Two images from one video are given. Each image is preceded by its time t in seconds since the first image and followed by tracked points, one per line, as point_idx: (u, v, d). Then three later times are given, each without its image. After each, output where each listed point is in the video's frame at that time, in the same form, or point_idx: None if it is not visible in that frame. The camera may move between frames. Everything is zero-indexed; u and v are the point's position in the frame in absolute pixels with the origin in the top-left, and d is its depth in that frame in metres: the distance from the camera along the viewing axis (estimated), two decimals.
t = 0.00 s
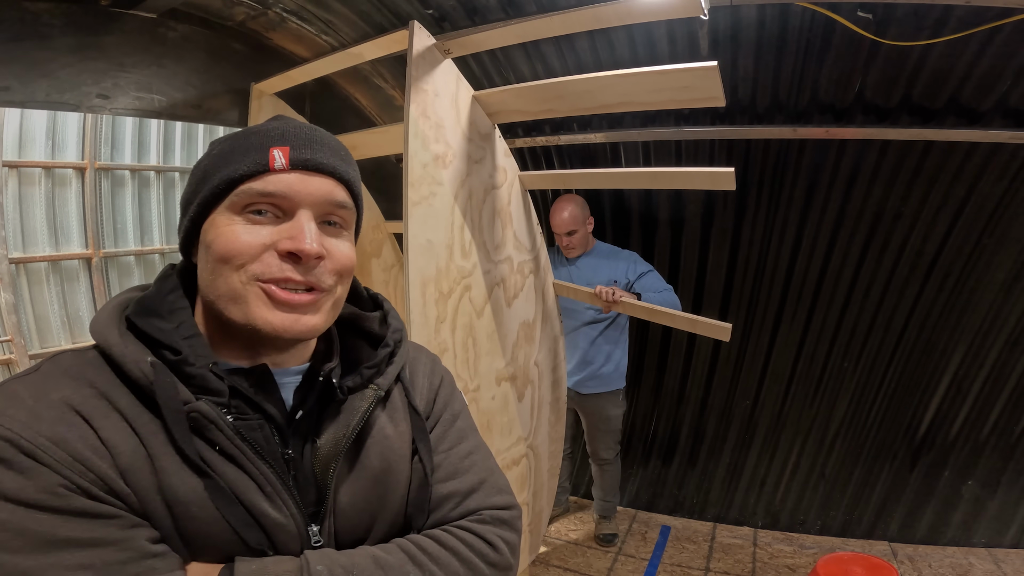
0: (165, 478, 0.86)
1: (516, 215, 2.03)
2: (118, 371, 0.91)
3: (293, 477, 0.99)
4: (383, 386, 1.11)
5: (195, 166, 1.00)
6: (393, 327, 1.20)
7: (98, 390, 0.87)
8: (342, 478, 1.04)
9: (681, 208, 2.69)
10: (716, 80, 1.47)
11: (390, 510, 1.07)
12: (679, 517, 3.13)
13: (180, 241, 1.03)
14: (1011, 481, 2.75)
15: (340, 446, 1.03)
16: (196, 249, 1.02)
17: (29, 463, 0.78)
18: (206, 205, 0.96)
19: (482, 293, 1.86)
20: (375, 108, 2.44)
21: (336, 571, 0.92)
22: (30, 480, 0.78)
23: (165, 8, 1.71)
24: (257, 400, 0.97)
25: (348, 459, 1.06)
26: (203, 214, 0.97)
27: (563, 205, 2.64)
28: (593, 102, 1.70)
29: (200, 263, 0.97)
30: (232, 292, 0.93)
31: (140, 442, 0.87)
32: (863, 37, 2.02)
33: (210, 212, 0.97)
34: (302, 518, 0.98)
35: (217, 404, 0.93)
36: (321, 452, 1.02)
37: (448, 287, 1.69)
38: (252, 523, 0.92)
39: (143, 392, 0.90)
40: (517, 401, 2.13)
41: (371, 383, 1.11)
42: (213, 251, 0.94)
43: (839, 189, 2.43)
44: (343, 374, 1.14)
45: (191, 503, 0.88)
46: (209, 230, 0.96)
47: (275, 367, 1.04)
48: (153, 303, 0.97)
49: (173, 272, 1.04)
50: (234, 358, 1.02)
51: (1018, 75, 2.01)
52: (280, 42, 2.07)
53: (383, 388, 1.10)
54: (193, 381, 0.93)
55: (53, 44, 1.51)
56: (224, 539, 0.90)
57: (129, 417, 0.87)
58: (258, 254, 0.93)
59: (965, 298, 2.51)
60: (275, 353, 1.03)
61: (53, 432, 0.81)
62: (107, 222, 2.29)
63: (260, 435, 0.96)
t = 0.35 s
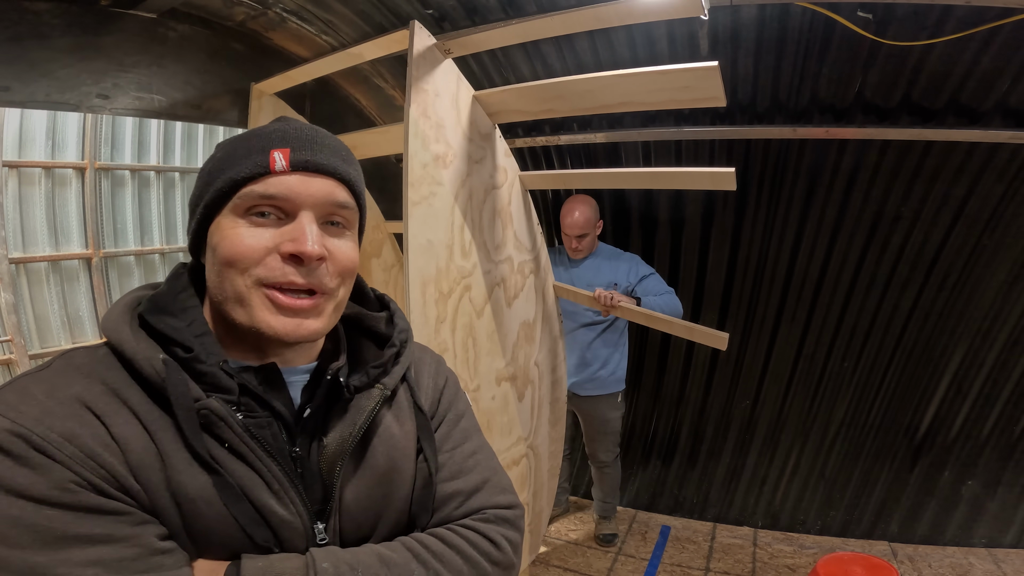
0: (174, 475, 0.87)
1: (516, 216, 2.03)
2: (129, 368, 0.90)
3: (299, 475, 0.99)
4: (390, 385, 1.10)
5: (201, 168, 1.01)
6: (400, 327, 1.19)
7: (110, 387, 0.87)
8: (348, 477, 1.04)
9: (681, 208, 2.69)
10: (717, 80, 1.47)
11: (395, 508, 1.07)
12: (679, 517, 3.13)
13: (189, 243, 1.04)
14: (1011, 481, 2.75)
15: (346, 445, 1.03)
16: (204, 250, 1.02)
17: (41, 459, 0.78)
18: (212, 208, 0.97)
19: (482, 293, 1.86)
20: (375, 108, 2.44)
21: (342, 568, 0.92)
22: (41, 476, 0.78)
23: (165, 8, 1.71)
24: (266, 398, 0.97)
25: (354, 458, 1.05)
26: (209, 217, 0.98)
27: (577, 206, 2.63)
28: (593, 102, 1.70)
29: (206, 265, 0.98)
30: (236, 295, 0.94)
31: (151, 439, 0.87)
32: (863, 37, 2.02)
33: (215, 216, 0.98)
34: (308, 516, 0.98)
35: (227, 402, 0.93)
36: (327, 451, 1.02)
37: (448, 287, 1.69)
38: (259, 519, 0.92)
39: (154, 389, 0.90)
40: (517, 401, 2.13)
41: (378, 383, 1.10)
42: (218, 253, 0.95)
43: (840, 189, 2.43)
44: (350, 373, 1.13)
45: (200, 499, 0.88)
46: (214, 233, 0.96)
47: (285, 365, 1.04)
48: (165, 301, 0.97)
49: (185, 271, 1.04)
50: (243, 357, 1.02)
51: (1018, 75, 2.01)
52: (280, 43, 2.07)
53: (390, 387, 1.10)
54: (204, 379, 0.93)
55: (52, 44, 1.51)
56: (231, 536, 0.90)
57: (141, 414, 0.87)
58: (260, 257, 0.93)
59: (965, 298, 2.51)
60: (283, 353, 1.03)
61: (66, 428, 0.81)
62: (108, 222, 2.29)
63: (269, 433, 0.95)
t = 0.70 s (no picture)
0: (175, 476, 0.87)
1: (516, 215, 2.03)
2: (129, 369, 0.90)
3: (301, 477, 0.99)
4: (392, 386, 1.10)
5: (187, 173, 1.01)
6: (402, 328, 1.19)
7: (110, 388, 0.87)
8: (349, 478, 1.04)
9: (681, 208, 2.69)
10: (717, 81, 1.47)
11: (396, 509, 1.07)
12: (679, 517, 3.13)
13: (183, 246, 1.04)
14: (1011, 481, 2.75)
15: (347, 446, 1.03)
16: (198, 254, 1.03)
17: (42, 461, 0.78)
18: (198, 216, 0.97)
19: (482, 293, 1.86)
20: (375, 108, 2.44)
21: (343, 570, 0.92)
22: (42, 477, 0.78)
23: (165, 8, 1.72)
24: (267, 400, 0.98)
25: (355, 460, 1.05)
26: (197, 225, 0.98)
27: (579, 206, 2.62)
28: (594, 102, 1.70)
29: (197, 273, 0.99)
30: (223, 303, 0.94)
31: (152, 440, 0.87)
32: (862, 37, 2.02)
33: (202, 223, 0.98)
34: (310, 517, 0.98)
35: (228, 403, 0.93)
36: (328, 452, 1.02)
37: (448, 287, 1.69)
38: (261, 521, 0.92)
39: (154, 390, 0.90)
40: (517, 401, 2.13)
41: (379, 384, 1.10)
42: (204, 262, 0.95)
43: (840, 189, 2.43)
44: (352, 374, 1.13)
45: (201, 501, 0.88)
46: (201, 241, 0.97)
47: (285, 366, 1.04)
48: (165, 301, 0.97)
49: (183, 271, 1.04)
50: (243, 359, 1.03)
51: (1018, 75, 2.01)
52: (280, 43, 2.07)
53: (391, 388, 1.10)
54: (205, 380, 0.93)
55: (53, 44, 1.51)
56: (232, 537, 0.90)
57: (142, 415, 0.87)
58: (245, 265, 0.94)
59: (965, 298, 2.51)
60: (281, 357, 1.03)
61: (67, 430, 0.81)
62: (108, 223, 2.29)
63: (269, 434, 0.95)
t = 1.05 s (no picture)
0: (168, 478, 0.86)
1: (516, 216, 2.03)
2: (121, 370, 0.90)
3: (296, 478, 1.00)
4: (388, 387, 1.10)
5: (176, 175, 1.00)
6: (398, 328, 1.19)
7: (102, 390, 0.87)
8: (346, 480, 1.04)
9: (680, 208, 2.69)
10: (717, 81, 1.47)
11: (393, 511, 1.06)
12: (679, 517, 3.13)
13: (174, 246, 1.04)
14: (1011, 482, 2.76)
15: (343, 448, 1.03)
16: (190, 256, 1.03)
17: (33, 463, 0.79)
18: (190, 220, 0.97)
19: (482, 293, 1.86)
20: (375, 108, 2.44)
21: (339, 573, 0.92)
22: (33, 480, 0.78)
23: (165, 8, 1.69)
24: (260, 401, 0.97)
25: (352, 461, 1.05)
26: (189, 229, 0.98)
27: (579, 206, 2.62)
28: (593, 102, 1.70)
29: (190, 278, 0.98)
30: (219, 311, 0.95)
31: (144, 442, 0.87)
32: (862, 37, 2.02)
33: (194, 228, 0.97)
34: (305, 519, 0.98)
35: (220, 405, 0.93)
36: (324, 454, 1.02)
37: (448, 287, 1.69)
38: (255, 523, 0.92)
39: (146, 392, 0.90)
40: (517, 401, 2.13)
41: (376, 385, 1.10)
42: (198, 269, 0.95)
43: (840, 189, 2.43)
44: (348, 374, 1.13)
45: (194, 503, 0.88)
46: (194, 247, 0.97)
47: (279, 367, 1.04)
48: (157, 302, 0.97)
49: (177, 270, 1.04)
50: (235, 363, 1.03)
51: (1018, 75, 2.01)
52: (280, 43, 2.07)
53: (388, 389, 1.10)
54: (197, 382, 0.93)
55: (53, 44, 1.51)
56: (226, 540, 0.90)
57: (133, 417, 0.87)
58: (239, 274, 0.94)
59: (965, 299, 2.51)
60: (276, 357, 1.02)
61: (58, 433, 0.81)
62: (107, 223, 2.30)
63: (263, 436, 0.95)
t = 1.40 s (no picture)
0: (160, 481, 0.87)
1: (516, 216, 2.03)
2: (110, 374, 0.90)
3: (289, 480, 1.00)
4: (380, 387, 1.10)
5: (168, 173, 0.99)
6: (389, 329, 1.19)
7: (90, 394, 0.87)
8: (339, 481, 1.04)
9: (680, 209, 2.69)
10: (716, 81, 1.47)
11: (388, 512, 1.06)
12: (679, 517, 3.13)
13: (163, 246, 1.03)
14: (1011, 481, 2.75)
15: (336, 449, 1.03)
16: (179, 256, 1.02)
17: (22, 469, 0.78)
18: (183, 219, 0.96)
19: (482, 293, 1.86)
20: (375, 108, 2.44)
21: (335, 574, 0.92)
22: (23, 486, 0.78)
23: (165, 8, 1.70)
24: (251, 403, 0.97)
25: (345, 462, 1.05)
26: (181, 228, 0.97)
27: (577, 203, 2.62)
28: (592, 102, 1.70)
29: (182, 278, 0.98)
30: (214, 312, 0.94)
31: (134, 445, 0.87)
32: (863, 36, 2.02)
33: (186, 226, 0.97)
34: (299, 521, 0.98)
35: (211, 407, 0.93)
36: (317, 455, 1.02)
37: (448, 287, 1.69)
38: (249, 526, 0.92)
39: (135, 396, 0.90)
40: (517, 401, 2.13)
41: (367, 385, 1.10)
42: (192, 269, 0.94)
43: (840, 189, 2.43)
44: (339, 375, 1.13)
45: (187, 507, 0.88)
46: (187, 246, 0.96)
47: (271, 369, 1.04)
48: (144, 304, 0.96)
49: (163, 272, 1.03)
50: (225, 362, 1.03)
51: (1018, 75, 2.01)
52: (280, 43, 2.07)
53: (379, 389, 1.10)
54: (187, 385, 0.93)
55: (53, 44, 1.51)
56: (221, 543, 0.90)
57: (123, 421, 0.87)
58: (236, 275, 0.93)
59: (965, 299, 2.51)
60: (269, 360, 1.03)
61: (46, 437, 0.81)
62: (108, 223, 2.32)
63: (256, 438, 0.96)
